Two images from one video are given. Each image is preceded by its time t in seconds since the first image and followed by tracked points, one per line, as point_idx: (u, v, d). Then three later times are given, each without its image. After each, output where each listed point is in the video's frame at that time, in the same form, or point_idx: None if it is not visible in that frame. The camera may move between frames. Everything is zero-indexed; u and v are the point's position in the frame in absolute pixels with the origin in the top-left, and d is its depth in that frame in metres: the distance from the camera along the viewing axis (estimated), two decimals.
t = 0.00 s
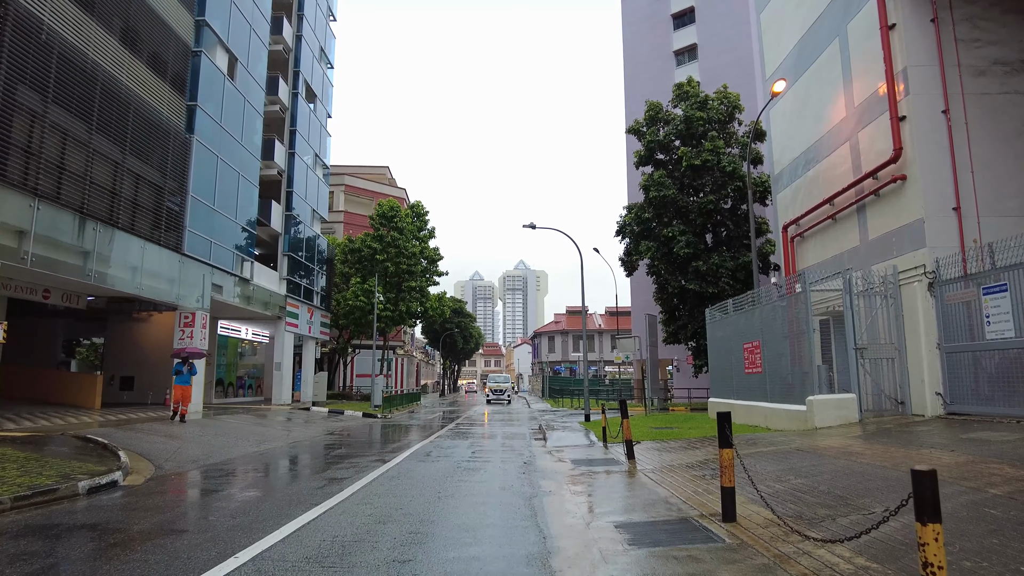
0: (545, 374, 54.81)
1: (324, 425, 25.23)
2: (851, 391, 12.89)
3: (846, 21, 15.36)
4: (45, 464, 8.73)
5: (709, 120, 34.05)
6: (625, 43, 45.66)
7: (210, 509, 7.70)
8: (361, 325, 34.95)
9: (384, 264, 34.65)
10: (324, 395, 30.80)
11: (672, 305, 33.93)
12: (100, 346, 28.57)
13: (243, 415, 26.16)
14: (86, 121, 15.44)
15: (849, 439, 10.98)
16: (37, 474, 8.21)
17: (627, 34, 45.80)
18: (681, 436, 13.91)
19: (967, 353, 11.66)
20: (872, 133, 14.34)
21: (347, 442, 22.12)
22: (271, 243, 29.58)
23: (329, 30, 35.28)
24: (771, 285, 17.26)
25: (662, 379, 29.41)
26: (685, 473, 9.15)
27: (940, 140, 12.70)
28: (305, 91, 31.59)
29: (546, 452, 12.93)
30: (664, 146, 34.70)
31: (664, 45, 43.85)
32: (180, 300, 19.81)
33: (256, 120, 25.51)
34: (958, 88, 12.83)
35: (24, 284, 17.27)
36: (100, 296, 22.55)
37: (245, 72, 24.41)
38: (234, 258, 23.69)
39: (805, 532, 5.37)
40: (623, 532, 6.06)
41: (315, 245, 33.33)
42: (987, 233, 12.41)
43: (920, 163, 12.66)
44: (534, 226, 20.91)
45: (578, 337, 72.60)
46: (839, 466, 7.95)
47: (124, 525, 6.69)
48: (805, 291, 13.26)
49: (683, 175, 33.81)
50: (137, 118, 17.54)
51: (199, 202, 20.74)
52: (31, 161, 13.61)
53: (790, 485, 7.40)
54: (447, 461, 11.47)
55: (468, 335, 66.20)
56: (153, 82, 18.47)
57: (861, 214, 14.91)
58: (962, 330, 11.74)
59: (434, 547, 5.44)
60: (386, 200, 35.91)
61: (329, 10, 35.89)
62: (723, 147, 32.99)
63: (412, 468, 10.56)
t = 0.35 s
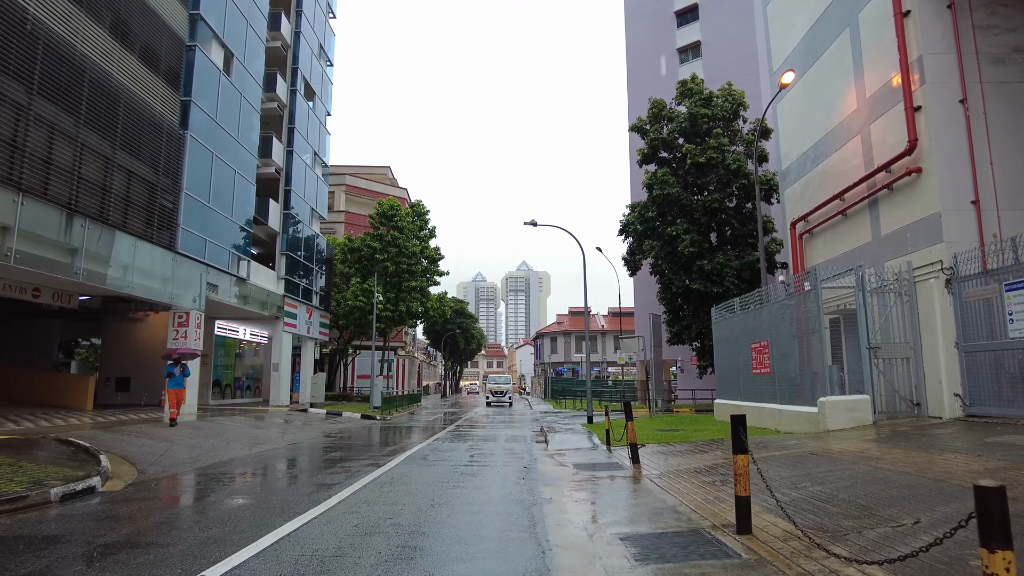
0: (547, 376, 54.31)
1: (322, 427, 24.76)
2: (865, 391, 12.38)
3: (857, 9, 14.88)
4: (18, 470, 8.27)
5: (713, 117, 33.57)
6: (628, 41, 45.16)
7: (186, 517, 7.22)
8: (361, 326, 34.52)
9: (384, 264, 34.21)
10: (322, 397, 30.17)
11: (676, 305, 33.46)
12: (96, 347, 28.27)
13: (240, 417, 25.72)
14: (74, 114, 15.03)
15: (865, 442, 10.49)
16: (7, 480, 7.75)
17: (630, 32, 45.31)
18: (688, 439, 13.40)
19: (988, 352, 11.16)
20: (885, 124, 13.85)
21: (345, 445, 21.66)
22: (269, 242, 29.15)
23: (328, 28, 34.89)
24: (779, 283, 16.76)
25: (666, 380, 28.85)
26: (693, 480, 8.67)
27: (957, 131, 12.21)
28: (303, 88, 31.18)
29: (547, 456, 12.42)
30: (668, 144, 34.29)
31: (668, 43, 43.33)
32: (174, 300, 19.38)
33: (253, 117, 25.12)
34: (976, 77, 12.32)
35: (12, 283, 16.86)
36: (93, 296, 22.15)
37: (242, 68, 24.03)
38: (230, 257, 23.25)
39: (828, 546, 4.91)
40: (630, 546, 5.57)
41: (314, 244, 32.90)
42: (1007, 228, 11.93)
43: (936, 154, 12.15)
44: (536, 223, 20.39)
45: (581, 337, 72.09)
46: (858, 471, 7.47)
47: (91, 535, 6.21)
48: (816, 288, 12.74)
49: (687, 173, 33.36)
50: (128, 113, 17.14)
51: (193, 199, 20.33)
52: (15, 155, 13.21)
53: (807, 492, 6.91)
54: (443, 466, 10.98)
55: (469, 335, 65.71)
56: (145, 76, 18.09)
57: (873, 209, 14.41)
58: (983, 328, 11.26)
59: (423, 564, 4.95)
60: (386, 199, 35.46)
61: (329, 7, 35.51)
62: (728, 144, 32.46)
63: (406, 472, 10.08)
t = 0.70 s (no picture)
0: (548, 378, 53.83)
1: (319, 429, 24.31)
2: (878, 394, 11.90)
3: None
4: None
5: (717, 115, 33.09)
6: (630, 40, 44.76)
7: (158, 526, 6.74)
8: (360, 326, 34.15)
9: (383, 264, 33.78)
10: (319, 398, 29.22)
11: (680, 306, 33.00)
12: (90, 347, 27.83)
13: (235, 419, 25.28)
14: (59, 108, 14.61)
15: (881, 448, 10.00)
16: None
17: (632, 31, 44.89)
18: (694, 444, 12.91)
19: (1008, 353, 10.69)
20: (898, 117, 13.37)
21: (342, 448, 21.18)
22: (266, 242, 28.74)
23: (326, 25, 34.51)
24: (785, 282, 16.33)
25: (669, 381, 28.37)
26: (700, 488, 8.19)
27: (974, 122, 11.73)
28: (301, 86, 30.78)
29: (547, 461, 11.95)
30: (671, 143, 33.98)
31: (670, 41, 42.89)
32: (166, 299, 18.93)
33: (249, 114, 24.71)
34: (994, 67, 11.86)
35: None
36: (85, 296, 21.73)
37: (237, 64, 23.63)
38: (225, 256, 22.79)
39: (855, 567, 4.43)
40: (635, 563, 5.10)
41: (312, 244, 32.49)
42: None
43: (953, 147, 11.67)
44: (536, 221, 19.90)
45: (583, 339, 71.60)
46: (879, 479, 6.98)
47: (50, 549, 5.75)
48: (827, 286, 12.24)
49: (691, 172, 32.86)
50: (119, 107, 16.74)
51: (186, 197, 19.90)
52: None
53: (825, 503, 6.44)
54: (437, 472, 10.51)
55: (470, 337, 65.26)
56: (137, 71, 17.69)
57: (884, 205, 13.94)
58: (1003, 328, 10.80)
59: None
60: (385, 199, 35.03)
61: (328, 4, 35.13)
62: (732, 143, 32.06)
63: (399, 479, 9.61)
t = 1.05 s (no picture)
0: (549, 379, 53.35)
1: (313, 431, 23.83)
2: (889, 395, 11.43)
3: None
4: None
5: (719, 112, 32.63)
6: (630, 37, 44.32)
7: (122, 534, 6.28)
8: (357, 327, 33.73)
9: (380, 263, 33.30)
10: (315, 398, 28.64)
11: (681, 306, 32.54)
12: (82, 348, 27.37)
13: (228, 420, 24.81)
14: (41, 100, 14.18)
15: (894, 450, 9.51)
16: None
17: (632, 28, 44.47)
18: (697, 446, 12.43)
19: None
20: (907, 107, 12.95)
21: (336, 450, 20.70)
22: (260, 240, 28.29)
23: (323, 22, 34.08)
24: (791, 279, 15.88)
25: (671, 382, 27.89)
26: (704, 494, 7.73)
27: (988, 111, 11.29)
28: (297, 83, 30.35)
29: (544, 465, 11.47)
30: (671, 140, 33.51)
31: (671, 38, 42.44)
32: (155, 298, 18.47)
33: (242, 110, 24.28)
34: (1009, 53, 11.42)
35: None
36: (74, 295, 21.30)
37: (230, 58, 23.16)
38: (217, 254, 22.34)
39: None
40: None
41: (308, 243, 32.05)
42: None
43: (966, 136, 11.23)
44: (534, 217, 19.38)
45: (584, 340, 71.10)
46: (899, 485, 6.49)
47: None
48: (835, 282, 11.76)
49: (692, 169, 32.49)
50: (105, 101, 16.31)
51: (176, 193, 19.48)
52: None
53: (839, 511, 5.96)
54: (429, 476, 10.01)
55: (470, 337, 64.81)
56: (124, 64, 17.27)
57: (893, 198, 13.50)
58: (1020, 326, 10.36)
59: None
60: (383, 197, 34.57)
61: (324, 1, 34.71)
62: (734, 141, 31.76)
63: (387, 484, 9.13)
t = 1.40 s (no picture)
0: (549, 378, 52.92)
1: (308, 431, 23.42)
2: (899, 394, 11.02)
3: None
4: None
5: (721, 107, 32.22)
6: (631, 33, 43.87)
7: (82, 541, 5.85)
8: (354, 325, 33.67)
9: (376, 261, 32.85)
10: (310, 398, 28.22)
11: (682, 304, 32.12)
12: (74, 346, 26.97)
13: (222, 421, 24.41)
14: (23, 90, 13.77)
15: (906, 452, 9.08)
16: None
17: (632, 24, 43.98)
18: (699, 447, 12.00)
19: None
20: (916, 96, 12.55)
21: (330, 449, 20.28)
22: (255, 237, 27.86)
23: (319, 16, 33.64)
24: (795, 275, 15.46)
25: (672, 381, 27.43)
26: (707, 498, 7.32)
27: (1002, 98, 10.88)
28: (292, 78, 29.91)
29: (540, 466, 11.04)
30: (672, 136, 32.90)
31: (672, 34, 41.97)
32: (144, 296, 18.06)
33: (236, 104, 23.86)
34: None
35: None
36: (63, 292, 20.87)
37: (222, 51, 22.73)
38: (209, 251, 21.91)
39: None
40: None
41: (304, 240, 31.64)
42: None
43: (980, 123, 10.83)
44: (532, 212, 18.93)
45: (584, 339, 70.69)
46: (918, 490, 6.06)
47: None
48: (843, 276, 11.30)
49: (693, 165, 32.13)
50: (91, 93, 15.92)
51: (167, 188, 19.07)
52: None
53: (855, 518, 5.53)
54: (419, 479, 9.59)
55: (470, 337, 64.38)
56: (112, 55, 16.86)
57: (901, 189, 13.09)
58: None
59: None
60: (379, 193, 34.12)
61: None
62: (736, 136, 31.36)
63: (375, 487, 8.71)
